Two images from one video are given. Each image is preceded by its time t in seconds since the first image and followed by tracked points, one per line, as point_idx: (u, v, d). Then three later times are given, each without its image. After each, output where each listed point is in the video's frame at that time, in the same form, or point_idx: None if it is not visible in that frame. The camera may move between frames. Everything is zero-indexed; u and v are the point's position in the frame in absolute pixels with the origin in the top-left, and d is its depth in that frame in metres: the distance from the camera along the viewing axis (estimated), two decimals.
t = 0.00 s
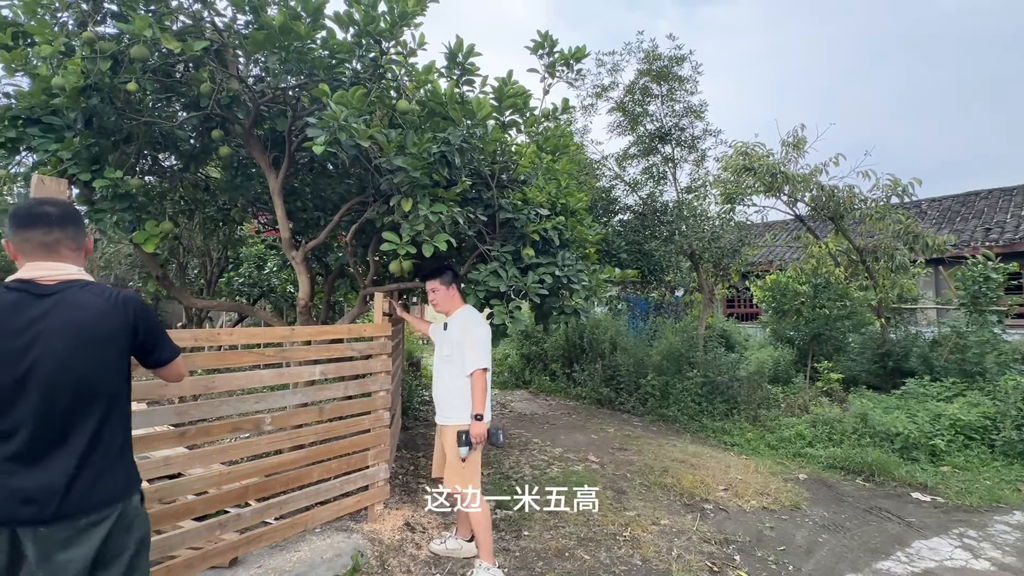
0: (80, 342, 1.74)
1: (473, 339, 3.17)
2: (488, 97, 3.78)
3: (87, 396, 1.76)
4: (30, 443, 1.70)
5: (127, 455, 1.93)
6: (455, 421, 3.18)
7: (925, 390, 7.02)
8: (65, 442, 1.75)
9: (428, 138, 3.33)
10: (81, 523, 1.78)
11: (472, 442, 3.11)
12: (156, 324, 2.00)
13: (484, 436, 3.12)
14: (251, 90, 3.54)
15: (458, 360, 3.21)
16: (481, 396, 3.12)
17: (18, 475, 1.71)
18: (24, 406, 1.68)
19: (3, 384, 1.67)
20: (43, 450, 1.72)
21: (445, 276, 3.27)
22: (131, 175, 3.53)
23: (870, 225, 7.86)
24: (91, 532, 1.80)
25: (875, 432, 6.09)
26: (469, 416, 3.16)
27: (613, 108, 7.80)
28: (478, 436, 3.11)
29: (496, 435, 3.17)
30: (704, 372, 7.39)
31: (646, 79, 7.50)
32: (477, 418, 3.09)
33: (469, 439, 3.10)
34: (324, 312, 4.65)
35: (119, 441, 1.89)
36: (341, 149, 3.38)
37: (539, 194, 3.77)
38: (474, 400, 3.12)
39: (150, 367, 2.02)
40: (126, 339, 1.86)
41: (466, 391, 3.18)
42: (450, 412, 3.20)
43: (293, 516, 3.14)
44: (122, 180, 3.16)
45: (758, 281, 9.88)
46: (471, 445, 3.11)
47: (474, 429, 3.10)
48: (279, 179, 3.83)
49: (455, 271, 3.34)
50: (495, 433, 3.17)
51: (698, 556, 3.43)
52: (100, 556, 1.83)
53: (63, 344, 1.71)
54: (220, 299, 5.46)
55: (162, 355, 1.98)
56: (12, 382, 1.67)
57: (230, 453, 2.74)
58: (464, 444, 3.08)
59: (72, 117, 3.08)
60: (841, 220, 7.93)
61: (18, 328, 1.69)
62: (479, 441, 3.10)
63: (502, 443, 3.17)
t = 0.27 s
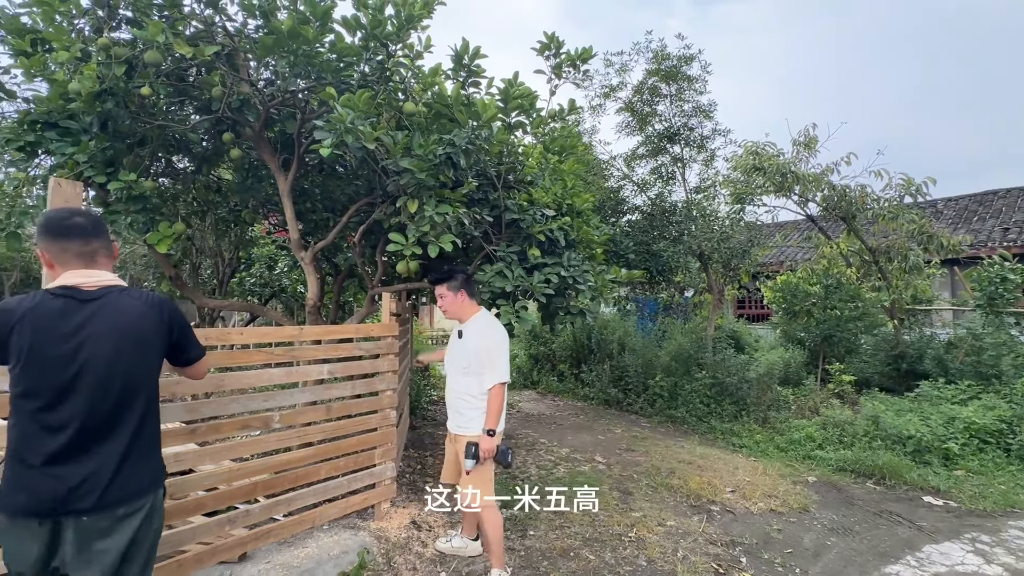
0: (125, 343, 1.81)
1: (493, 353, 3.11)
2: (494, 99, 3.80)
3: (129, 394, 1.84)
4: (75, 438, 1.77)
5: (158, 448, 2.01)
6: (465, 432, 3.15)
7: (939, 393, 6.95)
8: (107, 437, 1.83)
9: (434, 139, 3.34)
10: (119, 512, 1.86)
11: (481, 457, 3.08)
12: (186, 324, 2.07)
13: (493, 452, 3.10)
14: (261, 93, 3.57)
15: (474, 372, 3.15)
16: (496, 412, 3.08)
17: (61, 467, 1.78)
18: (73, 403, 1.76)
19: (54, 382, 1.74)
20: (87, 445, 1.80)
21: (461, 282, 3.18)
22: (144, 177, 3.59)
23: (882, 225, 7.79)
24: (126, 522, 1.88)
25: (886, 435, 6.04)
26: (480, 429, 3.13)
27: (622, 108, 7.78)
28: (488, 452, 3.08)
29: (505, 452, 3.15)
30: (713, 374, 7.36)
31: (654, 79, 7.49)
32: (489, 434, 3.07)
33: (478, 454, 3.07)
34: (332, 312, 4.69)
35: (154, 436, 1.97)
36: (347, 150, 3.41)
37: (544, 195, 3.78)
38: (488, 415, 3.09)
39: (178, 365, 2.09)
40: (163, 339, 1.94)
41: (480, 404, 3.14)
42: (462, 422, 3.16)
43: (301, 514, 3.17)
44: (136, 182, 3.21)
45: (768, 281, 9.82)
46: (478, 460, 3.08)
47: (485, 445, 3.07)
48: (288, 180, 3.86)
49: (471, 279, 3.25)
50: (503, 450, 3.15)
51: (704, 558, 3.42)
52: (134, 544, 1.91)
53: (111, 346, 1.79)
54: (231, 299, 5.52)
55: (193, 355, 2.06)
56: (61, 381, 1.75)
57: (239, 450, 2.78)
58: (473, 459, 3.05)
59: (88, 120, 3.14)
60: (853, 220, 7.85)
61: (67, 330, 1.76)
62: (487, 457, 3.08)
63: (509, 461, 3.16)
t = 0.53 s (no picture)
0: (132, 332, 1.87)
1: (515, 357, 2.98)
2: (503, 100, 3.83)
3: (138, 381, 1.89)
4: (88, 424, 1.82)
5: (171, 435, 2.06)
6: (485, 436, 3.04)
7: (957, 396, 6.86)
8: (119, 423, 1.88)
9: (443, 141, 3.38)
10: (134, 495, 1.89)
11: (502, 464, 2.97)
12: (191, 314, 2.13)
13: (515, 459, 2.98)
14: (276, 97, 3.62)
15: (496, 376, 3.03)
16: (518, 419, 2.96)
17: (77, 453, 1.83)
18: (85, 390, 1.82)
19: (67, 372, 1.80)
20: (100, 431, 1.84)
21: (480, 281, 3.05)
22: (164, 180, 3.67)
23: (899, 224, 7.70)
24: (141, 504, 1.92)
25: (902, 438, 5.98)
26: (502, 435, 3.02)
27: (633, 108, 7.77)
28: (509, 460, 2.97)
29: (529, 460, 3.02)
30: (725, 375, 7.32)
31: (666, 79, 7.47)
32: (511, 441, 2.95)
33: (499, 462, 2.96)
34: (345, 311, 4.75)
35: (165, 422, 2.02)
36: (357, 153, 3.46)
37: (553, 195, 3.82)
38: (510, 421, 2.97)
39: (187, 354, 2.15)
40: (169, 329, 2.00)
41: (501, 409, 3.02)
42: (483, 427, 3.06)
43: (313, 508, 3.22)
44: (156, 185, 3.28)
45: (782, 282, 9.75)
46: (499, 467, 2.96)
47: (507, 452, 2.96)
48: (301, 182, 3.92)
49: (491, 277, 3.11)
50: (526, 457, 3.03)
51: (711, 558, 3.42)
52: (149, 526, 1.94)
53: (118, 334, 1.84)
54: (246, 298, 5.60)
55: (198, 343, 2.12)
56: (73, 370, 1.80)
57: (252, 445, 2.83)
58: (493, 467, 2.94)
59: (110, 126, 3.22)
60: (870, 219, 7.73)
61: (76, 321, 1.82)
62: (509, 465, 2.96)
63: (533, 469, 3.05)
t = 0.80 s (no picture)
0: (135, 323, 1.92)
1: (533, 359, 2.88)
2: (516, 103, 3.87)
3: (144, 369, 1.94)
4: (97, 410, 1.90)
5: (182, 422, 2.10)
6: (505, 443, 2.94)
7: (978, 398, 6.76)
8: (126, 409, 1.94)
9: (457, 144, 3.43)
10: (141, 478, 1.95)
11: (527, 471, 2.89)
12: (200, 305, 2.16)
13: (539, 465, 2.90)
14: (295, 102, 3.68)
15: (513, 380, 2.92)
16: (540, 423, 2.88)
17: (89, 437, 1.91)
18: (93, 377, 1.88)
19: (77, 361, 1.87)
20: (109, 416, 1.91)
21: (497, 279, 2.95)
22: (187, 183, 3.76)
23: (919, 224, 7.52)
24: (149, 488, 1.97)
25: (919, 441, 5.91)
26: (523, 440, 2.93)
27: (647, 107, 7.75)
28: (534, 466, 2.89)
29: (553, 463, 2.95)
30: (739, 375, 7.29)
31: (680, 78, 7.44)
32: (535, 447, 2.86)
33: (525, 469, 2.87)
34: (360, 310, 4.83)
35: (174, 409, 2.06)
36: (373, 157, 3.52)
37: (565, 197, 3.85)
38: (532, 426, 2.89)
39: (198, 345, 2.19)
40: (174, 319, 2.04)
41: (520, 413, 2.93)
42: (500, 433, 2.94)
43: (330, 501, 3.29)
44: (181, 188, 3.38)
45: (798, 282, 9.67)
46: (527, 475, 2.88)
47: (532, 458, 2.87)
48: (319, 184, 4.00)
49: (507, 275, 3.01)
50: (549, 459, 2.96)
51: (722, 557, 3.43)
52: (157, 508, 2.00)
53: (122, 325, 1.89)
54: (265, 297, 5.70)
55: (206, 334, 2.15)
56: (83, 359, 1.87)
57: (272, 439, 2.90)
58: (521, 476, 2.85)
59: (138, 131, 3.32)
60: (888, 219, 7.59)
61: (84, 313, 1.88)
62: (535, 471, 2.89)
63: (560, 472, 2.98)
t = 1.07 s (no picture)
0: (191, 316, 2.02)
1: (553, 350, 2.91)
2: (536, 106, 3.92)
3: (199, 361, 2.04)
4: (157, 398, 1.99)
5: (230, 412, 2.20)
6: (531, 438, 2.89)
7: (1004, 402, 6.64)
8: (182, 397, 2.03)
9: (479, 149, 3.51)
10: (195, 461, 2.05)
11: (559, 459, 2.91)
12: (246, 303, 2.26)
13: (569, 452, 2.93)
14: (322, 107, 3.77)
15: (536, 372, 2.90)
16: (567, 411, 2.92)
17: (147, 423, 2.01)
18: (153, 367, 1.98)
19: (138, 352, 1.98)
20: (166, 404, 2.01)
21: (509, 275, 2.94)
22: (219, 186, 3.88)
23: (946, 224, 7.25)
24: (201, 472, 2.06)
25: (943, 444, 5.84)
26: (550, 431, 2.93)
27: (665, 107, 7.74)
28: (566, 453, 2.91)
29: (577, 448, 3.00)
30: (757, 376, 7.25)
31: (698, 78, 7.42)
32: (566, 434, 2.89)
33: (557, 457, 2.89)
34: (382, 309, 4.91)
35: (223, 400, 2.16)
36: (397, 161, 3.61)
37: (583, 199, 3.87)
38: (559, 415, 2.90)
39: (243, 342, 2.29)
40: (224, 314, 2.13)
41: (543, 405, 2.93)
42: (528, 428, 2.89)
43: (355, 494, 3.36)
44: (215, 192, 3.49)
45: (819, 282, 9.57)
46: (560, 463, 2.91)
47: (563, 447, 2.88)
48: (344, 187, 4.10)
49: (516, 271, 3.03)
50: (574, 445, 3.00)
51: (739, 555, 3.44)
52: (209, 490, 2.10)
53: (180, 318, 2.00)
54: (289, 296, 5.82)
55: (253, 331, 2.25)
56: (144, 351, 1.97)
57: (301, 432, 2.99)
58: (556, 464, 2.87)
59: (175, 137, 3.45)
60: (913, 218, 7.38)
61: (144, 307, 1.98)
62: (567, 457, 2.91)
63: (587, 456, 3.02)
